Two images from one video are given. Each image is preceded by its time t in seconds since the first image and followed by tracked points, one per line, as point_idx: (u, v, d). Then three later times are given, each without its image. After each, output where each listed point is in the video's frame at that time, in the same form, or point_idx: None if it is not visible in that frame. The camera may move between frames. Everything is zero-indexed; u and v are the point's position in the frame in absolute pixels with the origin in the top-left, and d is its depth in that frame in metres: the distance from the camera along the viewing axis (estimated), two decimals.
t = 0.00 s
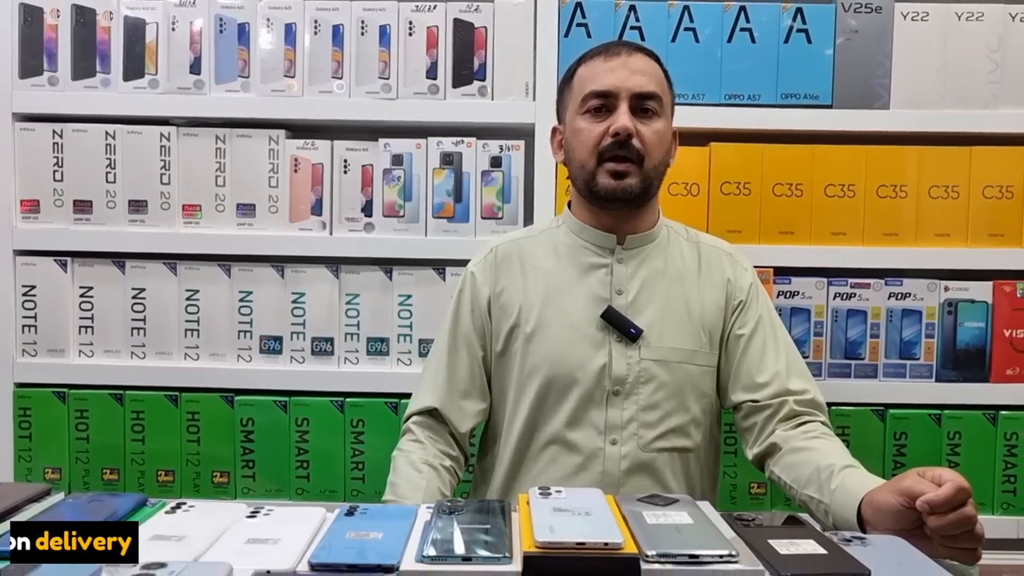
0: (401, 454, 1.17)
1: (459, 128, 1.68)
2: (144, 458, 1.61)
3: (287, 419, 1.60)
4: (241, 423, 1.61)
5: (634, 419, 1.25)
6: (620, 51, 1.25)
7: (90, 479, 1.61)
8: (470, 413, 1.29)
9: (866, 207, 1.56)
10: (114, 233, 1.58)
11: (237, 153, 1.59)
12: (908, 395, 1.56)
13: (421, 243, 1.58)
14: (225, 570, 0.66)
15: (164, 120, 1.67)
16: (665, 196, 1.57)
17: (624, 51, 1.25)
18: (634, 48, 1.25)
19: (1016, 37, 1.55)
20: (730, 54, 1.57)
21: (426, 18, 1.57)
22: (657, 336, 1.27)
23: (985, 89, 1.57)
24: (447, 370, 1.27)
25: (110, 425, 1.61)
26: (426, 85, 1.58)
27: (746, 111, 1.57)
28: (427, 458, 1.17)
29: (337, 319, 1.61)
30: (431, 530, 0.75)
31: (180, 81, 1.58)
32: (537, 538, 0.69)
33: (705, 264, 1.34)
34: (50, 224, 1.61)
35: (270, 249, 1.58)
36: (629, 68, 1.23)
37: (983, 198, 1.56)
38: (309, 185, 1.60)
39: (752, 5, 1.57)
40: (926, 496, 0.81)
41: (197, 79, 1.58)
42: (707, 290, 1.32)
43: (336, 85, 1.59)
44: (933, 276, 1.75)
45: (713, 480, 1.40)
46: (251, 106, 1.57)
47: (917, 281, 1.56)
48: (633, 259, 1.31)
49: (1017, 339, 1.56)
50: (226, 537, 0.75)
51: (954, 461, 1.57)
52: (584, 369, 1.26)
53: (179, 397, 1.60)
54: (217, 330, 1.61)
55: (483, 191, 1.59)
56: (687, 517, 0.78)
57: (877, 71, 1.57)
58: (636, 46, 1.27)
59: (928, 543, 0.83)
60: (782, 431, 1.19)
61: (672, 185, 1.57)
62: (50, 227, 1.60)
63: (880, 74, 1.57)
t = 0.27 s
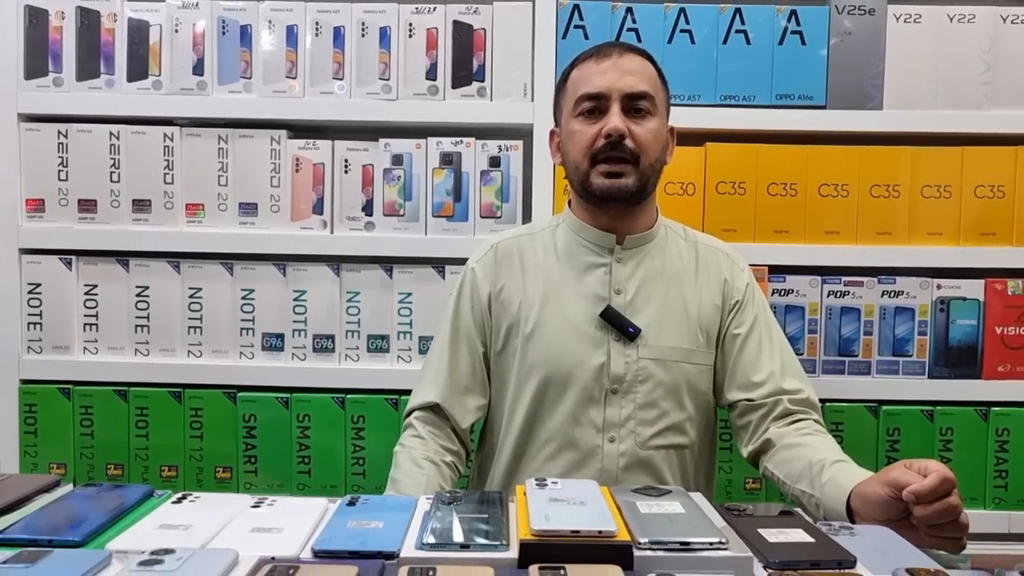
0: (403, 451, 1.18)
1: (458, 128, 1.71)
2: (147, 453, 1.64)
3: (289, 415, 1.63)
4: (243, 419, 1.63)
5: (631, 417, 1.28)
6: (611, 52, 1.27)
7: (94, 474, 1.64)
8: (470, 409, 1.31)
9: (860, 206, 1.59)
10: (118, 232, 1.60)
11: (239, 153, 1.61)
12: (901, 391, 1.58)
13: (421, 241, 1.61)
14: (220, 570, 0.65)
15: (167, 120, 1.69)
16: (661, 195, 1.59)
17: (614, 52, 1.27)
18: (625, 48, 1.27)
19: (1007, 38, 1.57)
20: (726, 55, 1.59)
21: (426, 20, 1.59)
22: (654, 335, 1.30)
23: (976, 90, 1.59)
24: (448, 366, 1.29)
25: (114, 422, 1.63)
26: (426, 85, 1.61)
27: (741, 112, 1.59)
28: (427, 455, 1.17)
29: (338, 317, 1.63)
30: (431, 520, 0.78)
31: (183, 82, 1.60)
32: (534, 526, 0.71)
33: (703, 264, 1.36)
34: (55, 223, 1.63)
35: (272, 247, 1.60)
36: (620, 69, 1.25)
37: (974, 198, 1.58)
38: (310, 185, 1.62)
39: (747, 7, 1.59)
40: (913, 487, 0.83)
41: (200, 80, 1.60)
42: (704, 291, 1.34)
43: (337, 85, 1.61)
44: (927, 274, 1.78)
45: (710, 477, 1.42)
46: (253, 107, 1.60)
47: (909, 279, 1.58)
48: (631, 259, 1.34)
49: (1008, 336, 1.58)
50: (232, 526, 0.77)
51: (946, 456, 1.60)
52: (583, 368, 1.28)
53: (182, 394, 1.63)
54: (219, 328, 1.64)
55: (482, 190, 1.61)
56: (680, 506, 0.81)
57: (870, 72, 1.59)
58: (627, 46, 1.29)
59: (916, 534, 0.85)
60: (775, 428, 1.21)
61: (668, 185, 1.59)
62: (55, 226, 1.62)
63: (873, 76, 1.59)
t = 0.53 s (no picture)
0: (402, 444, 1.20)
1: (458, 128, 1.73)
2: (151, 449, 1.66)
3: (291, 412, 1.65)
4: (246, 415, 1.65)
5: (624, 416, 1.30)
6: (601, 52, 1.29)
7: (99, 469, 1.66)
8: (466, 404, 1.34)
9: (854, 205, 1.61)
10: (123, 231, 1.63)
11: (242, 153, 1.63)
12: (894, 387, 1.61)
13: (421, 240, 1.63)
14: (213, 571, 0.66)
15: (171, 120, 1.71)
16: (657, 194, 1.62)
17: (604, 51, 1.29)
18: (615, 47, 1.29)
19: (998, 40, 1.60)
20: (721, 56, 1.61)
21: (426, 21, 1.61)
22: (649, 335, 1.32)
23: (968, 90, 1.61)
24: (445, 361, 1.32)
25: (118, 418, 1.66)
26: (426, 86, 1.63)
27: (737, 112, 1.62)
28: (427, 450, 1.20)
29: (339, 315, 1.66)
30: (432, 508, 0.80)
31: (186, 83, 1.63)
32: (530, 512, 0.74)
33: (698, 265, 1.38)
34: (60, 222, 1.65)
35: (274, 245, 1.62)
36: (610, 68, 1.27)
37: (967, 197, 1.60)
38: (312, 184, 1.65)
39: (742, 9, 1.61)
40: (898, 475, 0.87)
41: (204, 80, 1.63)
42: (699, 292, 1.36)
43: (339, 86, 1.63)
44: (920, 272, 1.80)
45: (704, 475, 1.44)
46: (256, 107, 1.62)
47: (902, 277, 1.61)
48: (627, 259, 1.36)
49: (1000, 333, 1.61)
50: (239, 513, 0.79)
51: (938, 451, 1.62)
52: (578, 366, 1.30)
53: (186, 390, 1.65)
54: (223, 325, 1.66)
55: (481, 190, 1.64)
56: (673, 495, 0.83)
57: (864, 73, 1.61)
58: (618, 45, 1.30)
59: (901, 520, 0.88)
60: (768, 428, 1.24)
61: (665, 184, 1.62)
62: (61, 224, 1.64)
63: (866, 77, 1.62)
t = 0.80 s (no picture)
0: (401, 441, 1.22)
1: (459, 126, 1.75)
2: (156, 444, 1.68)
3: (294, 407, 1.67)
4: (249, 410, 1.67)
5: (620, 414, 1.32)
6: (595, 52, 1.30)
7: (104, 463, 1.68)
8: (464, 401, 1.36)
9: (849, 202, 1.63)
10: (128, 228, 1.65)
11: (246, 151, 1.65)
12: (889, 382, 1.63)
13: (422, 236, 1.65)
14: (207, 571, 0.66)
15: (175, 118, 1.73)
16: (656, 192, 1.64)
17: (598, 51, 1.30)
18: (608, 47, 1.30)
19: (992, 40, 1.62)
20: (719, 56, 1.63)
21: (428, 21, 1.64)
22: (645, 334, 1.34)
23: (963, 89, 1.63)
24: (443, 359, 1.34)
25: (124, 412, 1.68)
26: (427, 85, 1.65)
27: (734, 111, 1.64)
28: (425, 448, 1.21)
29: (341, 311, 1.68)
30: (433, 496, 0.82)
31: (190, 82, 1.65)
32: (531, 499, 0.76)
33: (695, 263, 1.40)
34: (66, 219, 1.67)
35: (277, 242, 1.65)
36: (604, 69, 1.28)
37: (961, 195, 1.62)
38: (314, 181, 1.67)
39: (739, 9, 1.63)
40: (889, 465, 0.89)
41: (208, 80, 1.65)
42: (695, 290, 1.38)
43: (341, 85, 1.65)
44: (916, 268, 1.82)
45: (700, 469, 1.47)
46: (259, 106, 1.64)
47: (898, 273, 1.63)
48: (624, 257, 1.38)
49: (994, 329, 1.63)
50: (245, 501, 0.82)
51: (933, 445, 1.64)
52: (573, 365, 1.32)
53: (190, 385, 1.67)
54: (226, 321, 1.68)
55: (482, 187, 1.66)
56: (669, 483, 0.85)
57: (860, 72, 1.63)
58: (612, 44, 1.31)
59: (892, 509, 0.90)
60: (763, 424, 1.26)
61: (663, 182, 1.64)
62: (66, 222, 1.66)
63: (862, 76, 1.64)
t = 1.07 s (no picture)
0: (402, 435, 1.24)
1: (460, 126, 1.77)
2: (160, 439, 1.70)
3: (297, 403, 1.69)
4: (253, 406, 1.69)
5: (618, 411, 1.34)
6: (594, 52, 1.31)
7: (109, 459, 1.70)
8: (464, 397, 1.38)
9: (846, 201, 1.65)
10: (133, 226, 1.67)
11: (249, 150, 1.67)
12: (886, 378, 1.65)
13: (423, 234, 1.66)
14: (206, 569, 0.66)
15: (179, 118, 1.75)
16: (654, 190, 1.66)
17: (597, 52, 1.31)
18: (607, 48, 1.31)
19: (987, 40, 1.64)
20: (717, 56, 1.65)
21: (429, 21, 1.65)
22: (643, 331, 1.36)
23: (959, 89, 1.65)
24: (443, 355, 1.35)
25: (128, 409, 1.70)
26: (428, 84, 1.67)
27: (732, 110, 1.66)
28: (427, 442, 1.23)
29: (344, 308, 1.70)
30: (435, 487, 0.84)
31: (194, 82, 1.67)
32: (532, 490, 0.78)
33: (693, 261, 1.42)
34: (71, 217, 1.69)
35: (280, 240, 1.66)
36: (603, 70, 1.29)
37: (957, 193, 1.64)
38: (317, 180, 1.69)
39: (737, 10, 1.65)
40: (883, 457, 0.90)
41: (211, 79, 1.67)
42: (693, 288, 1.40)
43: (343, 85, 1.67)
44: (912, 266, 1.84)
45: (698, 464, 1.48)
46: (262, 105, 1.66)
47: (894, 271, 1.65)
48: (622, 255, 1.40)
49: (989, 326, 1.64)
50: (252, 492, 0.83)
51: (929, 441, 1.66)
52: (572, 362, 1.34)
53: (194, 381, 1.69)
54: (230, 318, 1.70)
55: (483, 186, 1.68)
56: (667, 474, 0.87)
57: (857, 72, 1.65)
58: (611, 44, 1.33)
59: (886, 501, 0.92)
60: (761, 419, 1.28)
61: (661, 180, 1.65)
62: (72, 220, 1.68)
63: (859, 76, 1.65)
